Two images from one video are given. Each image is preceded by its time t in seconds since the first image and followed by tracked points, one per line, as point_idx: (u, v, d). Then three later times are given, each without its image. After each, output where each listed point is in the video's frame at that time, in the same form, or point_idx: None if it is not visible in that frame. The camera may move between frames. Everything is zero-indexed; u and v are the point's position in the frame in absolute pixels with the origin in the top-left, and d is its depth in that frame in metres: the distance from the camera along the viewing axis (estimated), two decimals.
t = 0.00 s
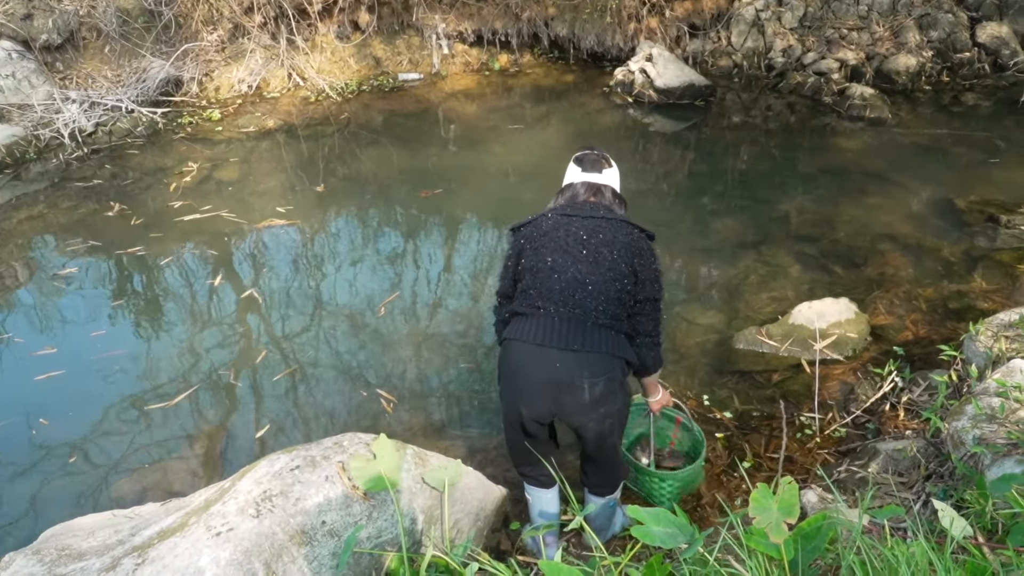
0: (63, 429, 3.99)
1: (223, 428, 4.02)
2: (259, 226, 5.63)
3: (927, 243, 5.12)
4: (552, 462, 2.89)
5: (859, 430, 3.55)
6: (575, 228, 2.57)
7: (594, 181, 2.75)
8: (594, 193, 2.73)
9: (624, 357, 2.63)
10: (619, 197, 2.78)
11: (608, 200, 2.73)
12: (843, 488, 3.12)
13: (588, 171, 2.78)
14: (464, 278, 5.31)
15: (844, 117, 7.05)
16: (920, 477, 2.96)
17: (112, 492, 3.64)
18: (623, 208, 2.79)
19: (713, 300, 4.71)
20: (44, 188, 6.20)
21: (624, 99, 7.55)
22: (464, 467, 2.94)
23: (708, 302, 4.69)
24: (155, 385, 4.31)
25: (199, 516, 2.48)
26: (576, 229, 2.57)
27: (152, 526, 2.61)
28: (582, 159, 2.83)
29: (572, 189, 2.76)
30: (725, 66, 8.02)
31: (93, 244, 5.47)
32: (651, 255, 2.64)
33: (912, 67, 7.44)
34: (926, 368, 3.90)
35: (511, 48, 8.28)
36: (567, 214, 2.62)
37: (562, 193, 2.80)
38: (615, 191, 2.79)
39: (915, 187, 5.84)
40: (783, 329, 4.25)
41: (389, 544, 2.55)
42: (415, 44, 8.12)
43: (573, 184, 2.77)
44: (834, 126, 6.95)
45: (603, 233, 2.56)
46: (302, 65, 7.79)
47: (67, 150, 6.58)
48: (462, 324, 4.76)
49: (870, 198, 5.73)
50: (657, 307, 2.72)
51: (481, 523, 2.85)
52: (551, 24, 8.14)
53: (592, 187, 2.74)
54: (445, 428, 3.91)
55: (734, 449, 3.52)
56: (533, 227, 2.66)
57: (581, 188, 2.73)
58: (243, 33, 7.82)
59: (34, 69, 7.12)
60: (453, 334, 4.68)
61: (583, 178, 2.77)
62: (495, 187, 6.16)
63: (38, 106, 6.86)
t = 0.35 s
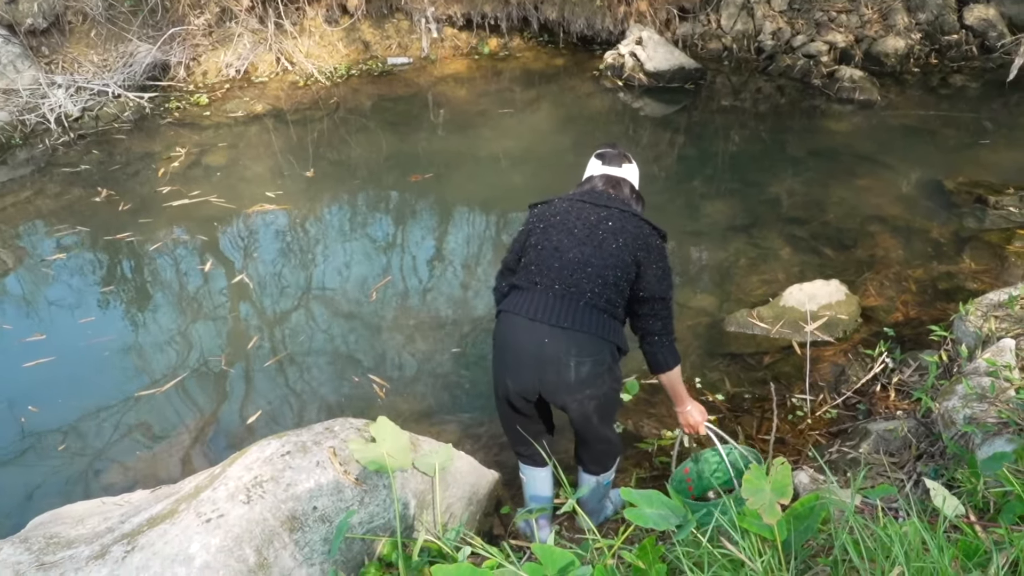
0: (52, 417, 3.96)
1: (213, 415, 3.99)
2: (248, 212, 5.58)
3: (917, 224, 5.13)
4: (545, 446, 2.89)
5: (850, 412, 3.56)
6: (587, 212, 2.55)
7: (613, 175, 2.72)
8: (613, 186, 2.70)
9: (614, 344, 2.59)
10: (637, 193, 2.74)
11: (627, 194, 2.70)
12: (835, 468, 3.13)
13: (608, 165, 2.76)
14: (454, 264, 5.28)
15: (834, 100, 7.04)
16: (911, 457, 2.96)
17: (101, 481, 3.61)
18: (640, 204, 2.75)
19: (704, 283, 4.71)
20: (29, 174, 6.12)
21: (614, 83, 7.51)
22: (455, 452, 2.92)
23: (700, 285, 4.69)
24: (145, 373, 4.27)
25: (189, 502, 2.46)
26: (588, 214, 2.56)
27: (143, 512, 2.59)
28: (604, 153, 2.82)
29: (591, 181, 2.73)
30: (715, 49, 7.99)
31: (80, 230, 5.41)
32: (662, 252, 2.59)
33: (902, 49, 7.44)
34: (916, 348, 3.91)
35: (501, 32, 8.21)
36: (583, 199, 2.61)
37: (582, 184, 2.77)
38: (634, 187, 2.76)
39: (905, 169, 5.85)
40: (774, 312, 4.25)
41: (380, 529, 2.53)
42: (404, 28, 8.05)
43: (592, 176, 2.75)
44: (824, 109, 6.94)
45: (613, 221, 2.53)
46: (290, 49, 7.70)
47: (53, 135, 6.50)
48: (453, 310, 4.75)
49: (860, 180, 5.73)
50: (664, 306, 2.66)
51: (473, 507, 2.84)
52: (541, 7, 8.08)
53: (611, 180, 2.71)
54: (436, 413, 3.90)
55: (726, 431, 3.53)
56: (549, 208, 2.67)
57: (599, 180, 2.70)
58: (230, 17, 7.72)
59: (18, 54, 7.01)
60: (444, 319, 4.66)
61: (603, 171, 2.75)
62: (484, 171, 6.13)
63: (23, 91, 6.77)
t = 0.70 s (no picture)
0: (40, 412, 3.92)
1: (202, 410, 3.96)
2: (238, 205, 5.53)
3: (907, 217, 5.13)
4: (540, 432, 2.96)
5: (841, 404, 3.56)
6: (599, 208, 2.51)
7: (636, 170, 2.64)
8: (635, 181, 2.63)
9: (613, 341, 2.57)
10: (659, 189, 2.68)
11: (648, 190, 2.63)
12: (826, 461, 3.13)
13: (632, 158, 2.68)
14: (446, 257, 5.26)
15: (824, 92, 7.03)
16: (903, 449, 2.97)
17: (89, 476, 3.58)
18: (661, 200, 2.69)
19: (696, 276, 4.70)
20: (16, 167, 6.05)
21: (604, 76, 7.49)
22: (446, 445, 2.89)
23: (691, 278, 4.68)
24: (134, 368, 4.23)
25: (175, 497, 2.43)
26: (600, 210, 2.52)
27: (129, 507, 2.56)
28: (627, 146, 2.74)
29: (613, 175, 2.66)
30: (706, 42, 7.97)
31: (69, 224, 5.36)
32: (673, 253, 2.54)
33: (892, 42, 7.44)
34: (907, 341, 3.91)
35: (491, 25, 8.17)
36: (597, 194, 2.56)
37: (602, 177, 2.70)
38: (656, 182, 2.69)
39: (895, 162, 5.85)
40: (765, 304, 4.24)
41: (369, 524, 2.51)
42: (394, 21, 8.01)
43: (614, 170, 2.68)
44: (814, 101, 6.94)
45: (625, 219, 2.48)
46: (279, 41, 7.65)
47: (40, 128, 6.44)
48: (446, 303, 4.72)
49: (851, 172, 5.73)
50: (669, 306, 2.63)
51: (463, 501, 2.81)
52: None
53: (633, 174, 2.64)
54: (427, 406, 3.88)
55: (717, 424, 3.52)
56: (563, 201, 2.63)
57: (621, 175, 2.63)
58: (218, 9, 7.67)
59: (4, 45, 6.93)
60: (435, 312, 4.64)
61: (626, 164, 2.67)
62: (475, 164, 6.10)
63: (9, 84, 6.69)
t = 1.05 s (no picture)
0: (30, 415, 3.88)
1: (193, 412, 3.93)
2: (230, 206, 5.50)
3: (900, 215, 5.13)
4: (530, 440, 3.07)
5: (836, 404, 3.55)
6: (589, 219, 2.59)
7: (624, 183, 2.71)
8: (623, 194, 2.70)
9: (604, 347, 2.59)
10: (647, 202, 2.75)
11: (637, 204, 2.70)
12: (821, 461, 3.11)
13: (619, 173, 2.75)
14: (439, 258, 5.23)
15: (817, 92, 7.04)
16: (897, 448, 2.95)
17: (78, 480, 3.54)
18: (649, 213, 2.75)
19: (689, 276, 4.69)
20: (7, 168, 6.00)
21: (597, 76, 7.48)
22: (438, 447, 2.86)
23: (684, 278, 4.67)
24: (124, 370, 4.20)
25: (164, 501, 2.40)
26: (589, 220, 2.59)
27: (118, 511, 2.53)
28: (615, 159, 2.80)
29: (601, 188, 2.72)
30: (698, 42, 7.97)
31: (60, 225, 5.32)
32: (660, 261, 2.62)
33: (884, 41, 7.46)
34: (901, 340, 3.91)
35: (484, 25, 8.15)
36: (587, 205, 2.64)
37: (590, 192, 2.76)
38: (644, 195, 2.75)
39: (888, 160, 5.85)
40: (758, 304, 4.24)
41: (361, 528, 2.48)
42: (386, 21, 7.99)
43: (602, 182, 2.74)
44: (807, 101, 6.94)
45: (614, 228, 2.56)
46: (271, 42, 7.62)
47: (31, 129, 6.40)
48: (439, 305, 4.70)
49: (844, 171, 5.74)
50: (655, 313, 2.69)
51: (456, 504, 2.79)
52: None
53: (621, 188, 2.71)
54: (419, 408, 3.86)
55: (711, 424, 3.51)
56: (552, 215, 2.71)
57: (610, 188, 2.70)
58: (211, 10, 7.65)
59: None
60: (428, 313, 4.62)
61: (613, 178, 2.74)
62: (467, 165, 6.09)
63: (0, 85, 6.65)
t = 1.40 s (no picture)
0: (20, 430, 3.84)
1: (185, 426, 3.89)
2: (224, 219, 5.48)
3: (894, 225, 5.15)
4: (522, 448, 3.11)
5: (831, 414, 3.54)
6: (565, 259, 2.84)
7: (577, 229, 2.99)
8: (579, 239, 2.98)
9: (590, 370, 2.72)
10: (600, 242, 3.02)
11: (593, 244, 2.99)
12: (817, 471, 3.10)
13: (571, 220, 3.02)
14: (433, 271, 5.22)
15: (809, 102, 7.07)
16: (893, 458, 2.94)
17: (68, 496, 3.50)
18: (604, 251, 3.03)
19: (683, 287, 4.69)
20: None
21: (590, 87, 7.50)
22: (431, 460, 2.85)
23: (678, 289, 4.67)
24: (117, 384, 4.16)
25: (155, 516, 2.37)
26: (565, 260, 2.85)
27: (108, 527, 2.49)
28: (564, 207, 3.08)
29: (555, 236, 3.00)
30: (690, 53, 8.01)
31: (52, 238, 5.29)
32: (628, 295, 2.90)
33: (875, 52, 7.50)
34: (895, 349, 3.91)
35: (476, 37, 8.19)
36: (560, 248, 2.90)
37: (547, 240, 3.03)
38: (596, 236, 3.03)
39: (880, 170, 5.88)
40: (752, 314, 4.23)
41: (354, 542, 2.46)
42: (379, 34, 8.01)
43: (557, 231, 3.01)
44: (799, 112, 6.97)
45: (589, 266, 2.83)
46: (264, 55, 7.63)
47: (22, 143, 6.38)
48: (433, 317, 4.68)
49: (836, 182, 5.75)
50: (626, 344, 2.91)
51: (450, 517, 2.77)
52: (516, 12, 8.04)
53: (575, 233, 2.99)
54: (413, 420, 3.84)
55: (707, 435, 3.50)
56: (525, 259, 2.93)
57: (564, 235, 2.97)
58: (203, 22, 7.60)
59: None
60: (423, 326, 4.60)
61: (567, 226, 3.01)
62: (460, 177, 6.09)
63: None
